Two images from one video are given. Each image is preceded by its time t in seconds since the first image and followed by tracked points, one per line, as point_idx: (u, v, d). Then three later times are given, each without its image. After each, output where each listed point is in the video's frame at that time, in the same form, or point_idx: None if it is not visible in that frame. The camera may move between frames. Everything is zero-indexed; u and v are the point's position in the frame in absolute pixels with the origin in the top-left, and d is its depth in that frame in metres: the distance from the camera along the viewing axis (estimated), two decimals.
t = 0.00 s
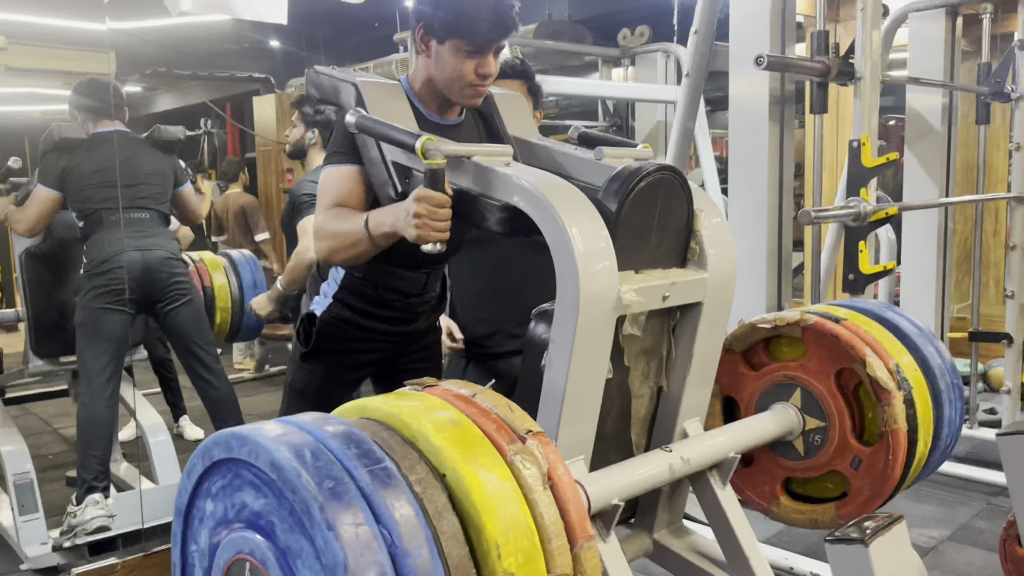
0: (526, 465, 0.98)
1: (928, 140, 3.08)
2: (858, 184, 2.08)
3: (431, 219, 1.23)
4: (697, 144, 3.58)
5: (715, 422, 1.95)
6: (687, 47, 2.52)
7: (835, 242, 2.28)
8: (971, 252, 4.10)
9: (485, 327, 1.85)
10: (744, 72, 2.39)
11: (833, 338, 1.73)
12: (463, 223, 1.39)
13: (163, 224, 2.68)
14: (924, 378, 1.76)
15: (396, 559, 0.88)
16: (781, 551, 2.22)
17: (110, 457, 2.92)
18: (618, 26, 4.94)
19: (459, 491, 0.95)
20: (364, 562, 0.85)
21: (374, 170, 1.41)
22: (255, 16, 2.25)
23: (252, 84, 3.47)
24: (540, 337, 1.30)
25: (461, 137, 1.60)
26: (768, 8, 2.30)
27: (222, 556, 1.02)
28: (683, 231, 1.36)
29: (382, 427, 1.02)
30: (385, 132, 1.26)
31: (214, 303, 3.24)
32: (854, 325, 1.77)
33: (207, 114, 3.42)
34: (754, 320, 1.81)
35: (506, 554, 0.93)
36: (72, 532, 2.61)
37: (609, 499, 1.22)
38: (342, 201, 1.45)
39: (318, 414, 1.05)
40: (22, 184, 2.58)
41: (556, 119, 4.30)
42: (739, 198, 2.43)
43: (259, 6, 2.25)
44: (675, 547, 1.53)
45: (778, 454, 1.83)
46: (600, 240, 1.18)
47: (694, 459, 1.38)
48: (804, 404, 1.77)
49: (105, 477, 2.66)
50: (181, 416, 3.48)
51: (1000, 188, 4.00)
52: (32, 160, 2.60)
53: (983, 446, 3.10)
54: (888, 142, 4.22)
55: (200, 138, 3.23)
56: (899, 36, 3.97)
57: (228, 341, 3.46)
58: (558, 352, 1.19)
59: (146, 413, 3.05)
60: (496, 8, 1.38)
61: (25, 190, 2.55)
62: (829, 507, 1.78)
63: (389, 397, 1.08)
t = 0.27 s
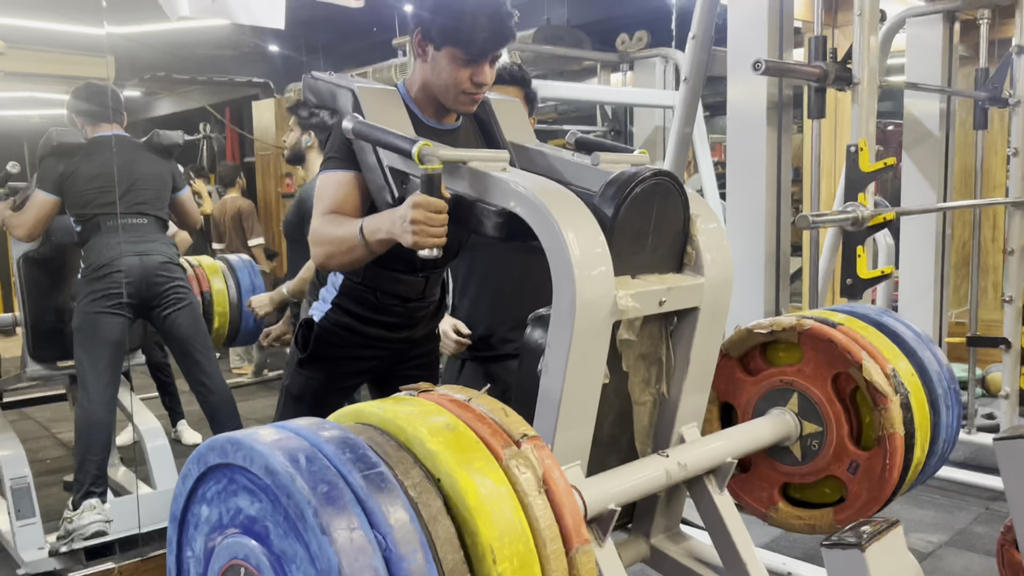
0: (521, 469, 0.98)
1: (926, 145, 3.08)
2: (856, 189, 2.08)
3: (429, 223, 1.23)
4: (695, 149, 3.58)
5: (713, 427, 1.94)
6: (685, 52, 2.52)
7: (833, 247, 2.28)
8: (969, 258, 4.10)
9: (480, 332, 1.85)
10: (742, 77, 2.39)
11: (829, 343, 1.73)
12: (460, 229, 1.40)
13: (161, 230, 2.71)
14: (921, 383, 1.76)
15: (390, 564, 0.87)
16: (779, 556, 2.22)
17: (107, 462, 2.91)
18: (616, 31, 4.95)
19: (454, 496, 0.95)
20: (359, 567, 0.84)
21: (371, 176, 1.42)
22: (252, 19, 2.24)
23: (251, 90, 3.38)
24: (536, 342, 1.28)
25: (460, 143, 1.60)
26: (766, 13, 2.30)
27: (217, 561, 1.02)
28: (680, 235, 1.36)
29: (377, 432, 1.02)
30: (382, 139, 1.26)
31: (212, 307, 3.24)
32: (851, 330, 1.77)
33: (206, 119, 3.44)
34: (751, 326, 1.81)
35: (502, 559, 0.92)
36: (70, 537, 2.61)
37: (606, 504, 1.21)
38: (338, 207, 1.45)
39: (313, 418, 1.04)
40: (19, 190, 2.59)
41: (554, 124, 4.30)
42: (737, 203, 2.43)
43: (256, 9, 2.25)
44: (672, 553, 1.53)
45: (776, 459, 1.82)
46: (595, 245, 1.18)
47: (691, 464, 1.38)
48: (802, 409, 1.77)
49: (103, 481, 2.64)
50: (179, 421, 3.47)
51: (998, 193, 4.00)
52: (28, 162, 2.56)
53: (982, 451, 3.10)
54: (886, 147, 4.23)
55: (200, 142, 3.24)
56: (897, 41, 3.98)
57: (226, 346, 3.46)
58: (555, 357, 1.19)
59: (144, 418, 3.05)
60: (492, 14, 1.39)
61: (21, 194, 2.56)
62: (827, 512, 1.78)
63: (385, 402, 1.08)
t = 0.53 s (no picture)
0: (518, 474, 0.98)
1: (923, 150, 3.09)
2: (854, 194, 2.08)
3: (429, 230, 1.23)
4: (694, 154, 3.58)
5: (710, 432, 1.94)
6: (683, 58, 2.53)
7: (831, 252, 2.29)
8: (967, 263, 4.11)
9: (479, 337, 1.85)
10: (740, 82, 2.40)
11: (827, 348, 1.73)
12: (458, 234, 1.41)
13: (159, 233, 2.69)
14: (919, 388, 1.76)
15: (387, 569, 0.87)
16: (777, 561, 2.21)
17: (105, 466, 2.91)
18: (614, 36, 4.96)
19: (451, 500, 0.95)
20: (355, 571, 0.84)
21: (369, 180, 1.42)
22: (250, 23, 2.25)
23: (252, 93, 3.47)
24: (535, 347, 1.28)
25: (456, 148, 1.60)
26: (764, 19, 2.31)
27: (213, 567, 1.02)
28: (677, 240, 1.36)
29: (374, 437, 1.02)
30: (381, 144, 1.25)
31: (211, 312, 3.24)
32: (848, 335, 1.77)
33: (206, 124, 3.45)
34: (748, 331, 1.82)
35: (499, 564, 0.92)
36: (67, 542, 2.59)
37: (603, 509, 1.20)
38: (334, 211, 1.45)
39: (310, 424, 1.04)
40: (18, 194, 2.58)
41: (553, 129, 4.31)
42: (735, 209, 2.44)
43: (252, 13, 2.25)
44: (670, 558, 1.52)
45: (773, 464, 1.82)
46: (593, 250, 1.18)
47: (689, 469, 1.38)
48: (799, 414, 1.76)
49: (100, 486, 2.64)
50: (177, 425, 3.47)
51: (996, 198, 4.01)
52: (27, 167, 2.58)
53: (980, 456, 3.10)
54: (884, 152, 4.24)
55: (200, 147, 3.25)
56: (895, 47, 3.99)
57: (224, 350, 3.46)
58: (552, 362, 1.19)
59: (142, 423, 3.05)
60: (497, 35, 1.38)
61: (20, 199, 2.56)
62: (826, 517, 1.78)
63: (382, 407, 1.08)
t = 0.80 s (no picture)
0: (518, 476, 0.98)
1: (922, 153, 3.09)
2: (853, 196, 2.08)
3: (429, 233, 1.23)
4: (693, 157, 3.58)
5: (709, 435, 1.93)
6: (683, 60, 2.53)
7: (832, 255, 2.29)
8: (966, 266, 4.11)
9: (475, 337, 1.86)
10: (740, 85, 2.40)
11: (825, 351, 1.73)
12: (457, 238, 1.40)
13: (160, 234, 2.67)
14: (918, 391, 1.76)
15: (386, 571, 0.87)
16: (777, 564, 2.21)
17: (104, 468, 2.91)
18: (614, 39, 4.97)
19: (449, 502, 0.95)
20: (353, 574, 0.84)
21: (368, 184, 1.41)
22: (248, 26, 2.26)
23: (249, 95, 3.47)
24: (532, 349, 1.28)
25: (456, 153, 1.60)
26: (763, 22, 2.31)
27: (212, 570, 1.02)
28: (676, 243, 1.37)
29: (374, 439, 1.02)
30: (380, 147, 1.25)
31: (211, 314, 3.24)
32: (848, 338, 1.77)
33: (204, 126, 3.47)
34: (747, 333, 1.82)
35: (498, 566, 0.92)
36: (66, 544, 2.58)
37: (602, 512, 1.20)
38: (335, 215, 1.45)
39: (309, 426, 1.04)
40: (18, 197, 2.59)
41: (553, 132, 4.31)
42: (735, 211, 2.44)
43: (251, 16, 2.26)
44: (670, 561, 1.52)
45: (772, 467, 1.82)
46: (592, 253, 1.18)
47: (688, 472, 1.38)
48: (798, 416, 1.76)
49: (99, 488, 2.64)
50: (177, 427, 3.47)
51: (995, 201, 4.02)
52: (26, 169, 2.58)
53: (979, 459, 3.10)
54: (883, 155, 4.24)
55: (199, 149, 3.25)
56: (894, 51, 4.00)
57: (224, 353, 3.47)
58: (551, 364, 1.19)
59: (141, 424, 3.04)
60: (502, 50, 1.36)
61: (20, 202, 2.57)
62: (825, 520, 1.78)
63: (381, 409, 1.08)
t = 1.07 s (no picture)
0: (517, 477, 0.98)
1: (923, 155, 3.09)
2: (853, 198, 2.08)
3: (431, 233, 1.23)
4: (693, 159, 3.58)
5: (709, 437, 1.93)
6: (683, 62, 2.53)
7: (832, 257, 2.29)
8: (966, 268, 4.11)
9: (476, 339, 1.87)
10: (740, 87, 2.40)
11: (825, 352, 1.73)
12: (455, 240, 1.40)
13: (161, 234, 2.67)
14: (917, 392, 1.76)
15: (386, 572, 0.87)
16: (777, 565, 2.21)
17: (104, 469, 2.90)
18: (614, 40, 4.97)
19: (449, 503, 0.95)
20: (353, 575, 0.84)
21: (368, 185, 1.41)
22: (248, 27, 2.26)
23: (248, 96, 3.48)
24: (533, 350, 1.28)
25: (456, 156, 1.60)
26: (764, 23, 2.31)
27: (212, 571, 1.02)
28: (676, 244, 1.37)
29: (373, 440, 1.02)
30: (381, 148, 1.26)
31: (211, 316, 3.24)
32: (847, 339, 1.77)
33: (204, 128, 3.48)
34: (747, 335, 1.82)
35: (497, 567, 0.92)
36: (65, 546, 2.58)
37: (602, 513, 1.20)
38: (335, 217, 1.45)
39: (309, 427, 1.04)
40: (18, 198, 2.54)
41: (553, 133, 4.31)
42: (735, 213, 2.44)
43: (251, 18, 2.26)
44: (670, 562, 1.52)
45: (772, 469, 1.82)
46: (591, 254, 1.18)
47: (688, 473, 1.38)
48: (798, 418, 1.76)
49: (98, 490, 2.64)
50: (176, 428, 3.47)
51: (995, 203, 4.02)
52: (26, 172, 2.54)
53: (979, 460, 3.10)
54: (883, 157, 4.24)
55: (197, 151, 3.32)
56: (894, 52, 4.00)
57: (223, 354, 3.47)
58: (551, 365, 1.19)
59: (141, 425, 3.04)
60: (506, 68, 1.36)
61: (20, 202, 2.54)
62: (825, 522, 1.78)
63: (380, 410, 1.08)
